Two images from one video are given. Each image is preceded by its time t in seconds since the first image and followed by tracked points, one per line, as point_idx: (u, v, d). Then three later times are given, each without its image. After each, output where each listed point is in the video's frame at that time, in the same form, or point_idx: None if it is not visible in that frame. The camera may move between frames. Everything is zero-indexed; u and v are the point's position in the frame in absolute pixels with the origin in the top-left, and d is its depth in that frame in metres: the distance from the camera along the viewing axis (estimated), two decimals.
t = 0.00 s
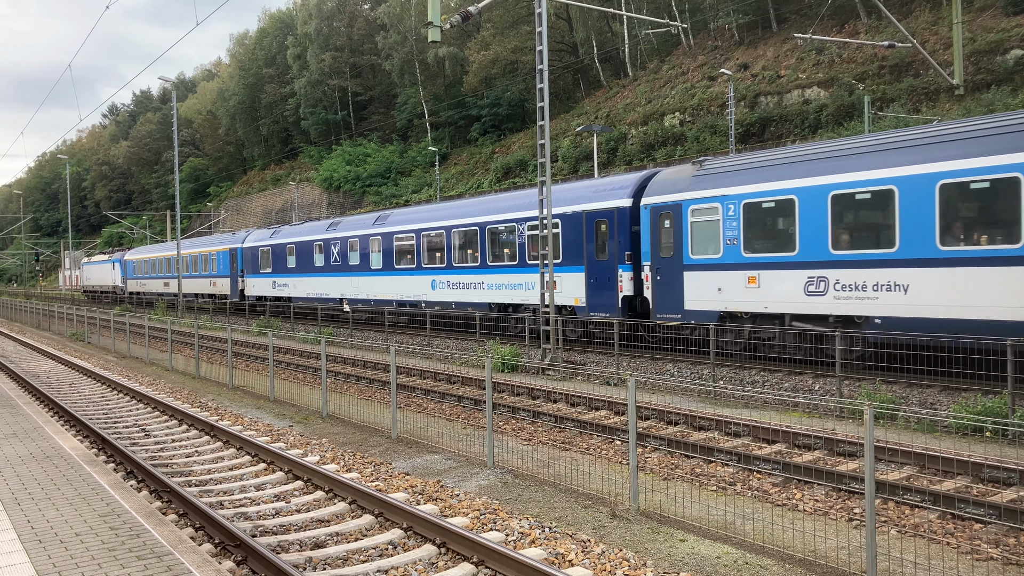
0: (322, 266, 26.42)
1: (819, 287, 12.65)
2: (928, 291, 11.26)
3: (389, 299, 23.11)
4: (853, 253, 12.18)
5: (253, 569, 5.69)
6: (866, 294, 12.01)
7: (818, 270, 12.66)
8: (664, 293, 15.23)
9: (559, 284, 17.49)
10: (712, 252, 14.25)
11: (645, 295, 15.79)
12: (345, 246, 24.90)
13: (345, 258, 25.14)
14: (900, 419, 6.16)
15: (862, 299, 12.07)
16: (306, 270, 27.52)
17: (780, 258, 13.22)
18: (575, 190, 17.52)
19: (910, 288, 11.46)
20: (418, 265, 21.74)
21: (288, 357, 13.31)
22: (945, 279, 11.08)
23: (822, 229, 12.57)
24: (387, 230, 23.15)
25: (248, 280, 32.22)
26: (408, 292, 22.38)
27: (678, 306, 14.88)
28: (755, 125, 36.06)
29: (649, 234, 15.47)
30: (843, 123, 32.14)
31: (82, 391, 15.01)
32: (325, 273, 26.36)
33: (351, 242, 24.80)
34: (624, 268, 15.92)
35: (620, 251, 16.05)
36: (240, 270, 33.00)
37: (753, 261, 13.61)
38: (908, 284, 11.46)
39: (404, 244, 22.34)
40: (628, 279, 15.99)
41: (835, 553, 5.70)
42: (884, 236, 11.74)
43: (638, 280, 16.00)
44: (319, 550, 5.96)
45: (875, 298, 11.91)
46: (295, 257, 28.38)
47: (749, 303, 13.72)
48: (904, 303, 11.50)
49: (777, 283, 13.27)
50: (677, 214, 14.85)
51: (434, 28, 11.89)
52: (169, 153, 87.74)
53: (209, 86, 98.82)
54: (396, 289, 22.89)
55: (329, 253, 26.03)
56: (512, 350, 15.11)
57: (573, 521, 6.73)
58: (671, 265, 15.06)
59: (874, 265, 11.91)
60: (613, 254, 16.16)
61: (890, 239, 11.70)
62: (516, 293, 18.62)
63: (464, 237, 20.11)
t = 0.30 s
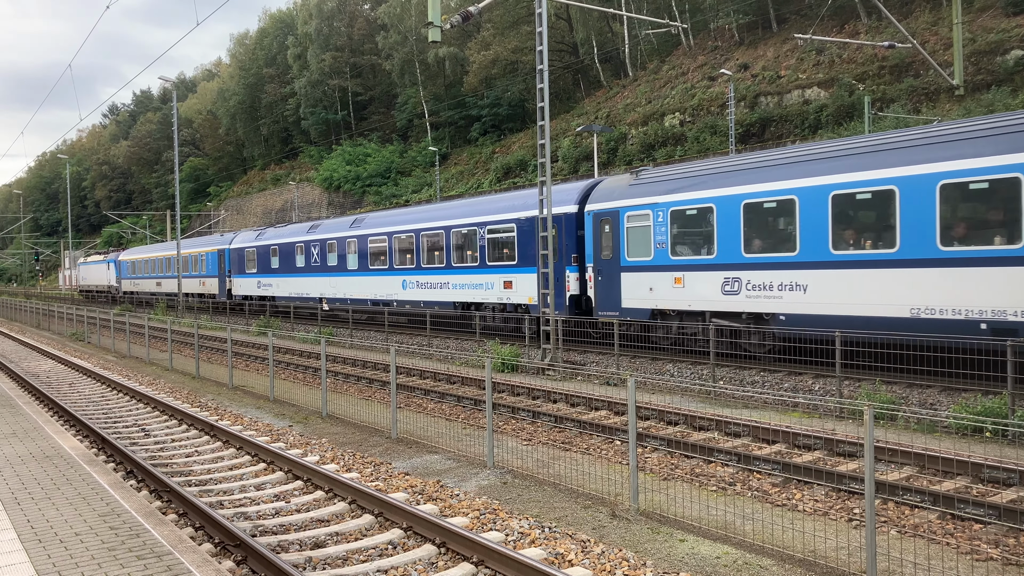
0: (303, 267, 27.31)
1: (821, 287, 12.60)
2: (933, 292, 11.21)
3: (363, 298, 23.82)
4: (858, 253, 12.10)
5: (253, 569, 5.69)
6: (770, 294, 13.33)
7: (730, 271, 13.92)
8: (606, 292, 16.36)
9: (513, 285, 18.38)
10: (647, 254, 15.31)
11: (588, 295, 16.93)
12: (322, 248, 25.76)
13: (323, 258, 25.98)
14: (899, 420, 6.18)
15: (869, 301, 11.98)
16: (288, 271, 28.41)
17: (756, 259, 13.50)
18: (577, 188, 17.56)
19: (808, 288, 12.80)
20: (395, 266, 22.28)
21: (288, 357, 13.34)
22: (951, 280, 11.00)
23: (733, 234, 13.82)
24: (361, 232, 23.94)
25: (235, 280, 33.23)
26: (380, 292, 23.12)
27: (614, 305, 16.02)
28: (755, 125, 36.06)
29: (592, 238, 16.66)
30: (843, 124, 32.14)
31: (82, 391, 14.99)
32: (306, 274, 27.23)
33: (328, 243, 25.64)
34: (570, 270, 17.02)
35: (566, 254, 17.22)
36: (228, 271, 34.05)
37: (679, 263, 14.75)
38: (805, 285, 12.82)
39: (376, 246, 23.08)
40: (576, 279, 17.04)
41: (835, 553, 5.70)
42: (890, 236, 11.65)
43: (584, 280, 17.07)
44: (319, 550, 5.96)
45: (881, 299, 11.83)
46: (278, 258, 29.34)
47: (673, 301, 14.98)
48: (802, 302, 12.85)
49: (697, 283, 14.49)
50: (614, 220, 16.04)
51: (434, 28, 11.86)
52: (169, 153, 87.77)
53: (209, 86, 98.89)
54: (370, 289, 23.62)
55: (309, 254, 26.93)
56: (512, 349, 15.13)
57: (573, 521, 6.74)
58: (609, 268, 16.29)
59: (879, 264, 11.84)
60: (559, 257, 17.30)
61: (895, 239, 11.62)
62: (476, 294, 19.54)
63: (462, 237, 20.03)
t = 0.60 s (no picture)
0: (285, 267, 28.06)
1: (820, 287, 12.64)
2: (932, 292, 11.23)
3: (339, 297, 24.49)
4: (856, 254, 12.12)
5: (254, 569, 5.68)
6: (690, 293, 14.63)
7: (655, 270, 15.21)
8: (561, 290, 17.34)
9: (473, 285, 19.21)
10: (638, 255, 15.49)
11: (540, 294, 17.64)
12: (302, 248, 26.47)
13: (303, 259, 26.71)
14: (900, 420, 6.16)
15: (868, 300, 12.00)
16: (270, 271, 29.13)
17: (704, 260, 14.34)
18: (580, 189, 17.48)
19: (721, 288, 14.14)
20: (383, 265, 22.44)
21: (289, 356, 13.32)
22: (949, 279, 11.06)
23: (659, 238, 15.12)
24: (340, 234, 24.69)
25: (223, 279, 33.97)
26: (356, 291, 23.80)
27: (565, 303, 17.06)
28: (756, 125, 36.04)
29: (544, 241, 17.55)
30: (844, 124, 32.14)
31: (82, 391, 14.94)
32: (287, 274, 27.94)
33: (308, 244, 26.36)
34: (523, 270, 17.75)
35: (521, 255, 17.99)
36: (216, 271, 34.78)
37: (617, 264, 15.88)
38: (716, 284, 14.17)
39: (352, 247, 23.72)
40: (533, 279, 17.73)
41: (837, 553, 5.70)
42: (854, 237, 12.10)
43: (538, 280, 17.78)
44: (320, 550, 5.96)
45: (880, 299, 11.86)
46: (262, 259, 30.06)
47: (614, 298, 16.06)
48: (716, 299, 14.15)
49: (633, 282, 15.63)
50: (564, 224, 17.10)
51: (434, 28, 11.82)
52: (169, 153, 87.76)
53: (210, 86, 98.90)
54: (347, 288, 24.31)
55: (291, 255, 27.65)
56: (512, 349, 15.14)
57: (573, 521, 6.73)
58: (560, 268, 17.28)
59: (878, 263, 11.86)
60: (514, 258, 18.14)
61: (859, 241, 12.09)
62: (443, 293, 20.31)
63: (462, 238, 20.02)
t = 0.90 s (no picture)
0: (270, 267, 29.98)
1: (821, 286, 12.67)
2: (933, 292, 11.25)
3: (321, 296, 26.37)
4: (856, 252, 12.16)
5: (256, 568, 5.68)
6: (626, 292, 15.96)
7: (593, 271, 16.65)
8: (514, 288, 19.00)
9: (441, 284, 21.02)
10: (582, 256, 16.89)
11: (499, 292, 19.52)
12: (287, 249, 28.40)
13: (288, 259, 28.60)
14: (901, 419, 6.12)
15: (869, 299, 12.03)
16: (257, 270, 30.94)
17: (637, 261, 15.66)
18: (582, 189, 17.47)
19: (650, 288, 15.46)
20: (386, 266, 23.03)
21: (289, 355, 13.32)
22: (950, 278, 11.08)
23: (598, 243, 16.49)
24: (320, 235, 26.64)
25: (212, 279, 35.83)
26: (334, 290, 25.69)
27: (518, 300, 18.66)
28: (757, 125, 36.01)
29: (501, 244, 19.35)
30: (845, 123, 32.15)
31: (83, 391, 14.90)
32: (273, 273, 29.80)
33: (292, 245, 28.31)
34: (485, 270, 19.63)
35: (483, 256, 19.83)
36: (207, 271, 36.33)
37: (564, 266, 17.35)
38: (649, 284, 15.47)
39: (332, 248, 25.59)
40: (492, 279, 19.62)
41: (837, 553, 5.68)
42: (763, 241, 13.43)
43: (497, 279, 19.68)
44: (321, 549, 5.96)
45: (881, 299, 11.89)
46: (249, 260, 31.87)
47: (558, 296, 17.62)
48: (644, 298, 15.53)
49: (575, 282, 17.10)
50: (518, 226, 18.60)
51: (436, 27, 11.83)
52: (170, 153, 87.72)
53: (212, 86, 98.94)
54: (326, 287, 26.19)
55: (276, 255, 29.58)
56: (514, 349, 15.13)
57: (575, 521, 6.73)
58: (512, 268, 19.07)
59: (878, 262, 11.89)
60: (476, 259, 19.96)
61: (767, 245, 13.42)
62: (413, 291, 22.19)
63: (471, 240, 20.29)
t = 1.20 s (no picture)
0: (256, 268, 31.36)
1: (822, 286, 12.64)
2: (934, 292, 11.23)
3: (303, 296, 27.79)
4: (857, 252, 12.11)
5: (257, 568, 5.68)
6: (570, 292, 17.30)
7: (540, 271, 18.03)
8: (475, 288, 20.31)
9: (411, 283, 22.38)
10: (532, 258, 18.21)
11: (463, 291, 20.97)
12: (272, 250, 29.76)
13: (273, 260, 29.97)
14: (904, 419, 6.08)
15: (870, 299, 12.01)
16: (245, 271, 32.21)
17: (580, 263, 16.91)
18: (583, 189, 17.38)
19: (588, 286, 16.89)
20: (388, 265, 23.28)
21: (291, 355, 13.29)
22: (950, 278, 11.07)
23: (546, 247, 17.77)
24: (302, 238, 28.05)
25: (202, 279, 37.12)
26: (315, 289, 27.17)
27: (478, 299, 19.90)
28: (758, 125, 35.99)
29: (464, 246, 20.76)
30: (846, 123, 32.14)
31: (84, 391, 14.87)
32: (258, 274, 31.14)
33: (277, 247, 29.66)
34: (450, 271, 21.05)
35: (448, 257, 21.26)
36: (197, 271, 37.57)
37: (519, 267, 18.61)
38: (586, 284, 16.84)
39: (312, 250, 26.97)
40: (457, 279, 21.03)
41: (839, 553, 5.67)
42: (685, 246, 14.67)
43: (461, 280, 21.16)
44: (322, 550, 5.95)
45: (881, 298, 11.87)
46: (237, 260, 33.17)
47: (512, 294, 19.00)
48: (584, 297, 16.88)
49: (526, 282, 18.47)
50: (478, 230, 20.00)
51: (437, 27, 11.82)
52: (171, 152, 87.72)
53: (212, 86, 98.99)
54: (307, 287, 27.64)
55: (262, 256, 30.87)
56: (515, 349, 15.12)
57: (577, 520, 6.73)
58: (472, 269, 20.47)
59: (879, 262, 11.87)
60: (442, 260, 21.38)
61: (690, 248, 14.63)
62: (385, 291, 23.53)
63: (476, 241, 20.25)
